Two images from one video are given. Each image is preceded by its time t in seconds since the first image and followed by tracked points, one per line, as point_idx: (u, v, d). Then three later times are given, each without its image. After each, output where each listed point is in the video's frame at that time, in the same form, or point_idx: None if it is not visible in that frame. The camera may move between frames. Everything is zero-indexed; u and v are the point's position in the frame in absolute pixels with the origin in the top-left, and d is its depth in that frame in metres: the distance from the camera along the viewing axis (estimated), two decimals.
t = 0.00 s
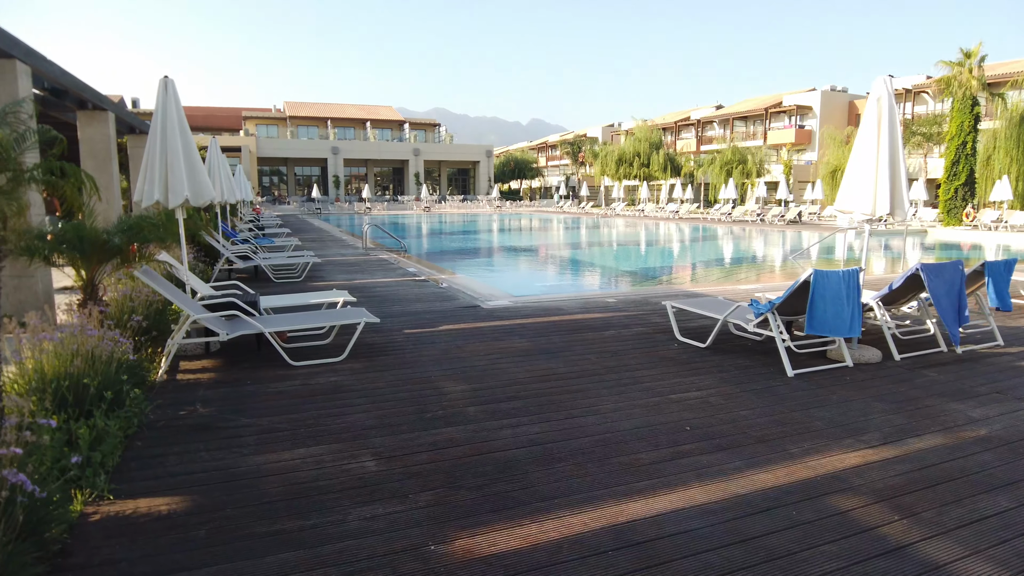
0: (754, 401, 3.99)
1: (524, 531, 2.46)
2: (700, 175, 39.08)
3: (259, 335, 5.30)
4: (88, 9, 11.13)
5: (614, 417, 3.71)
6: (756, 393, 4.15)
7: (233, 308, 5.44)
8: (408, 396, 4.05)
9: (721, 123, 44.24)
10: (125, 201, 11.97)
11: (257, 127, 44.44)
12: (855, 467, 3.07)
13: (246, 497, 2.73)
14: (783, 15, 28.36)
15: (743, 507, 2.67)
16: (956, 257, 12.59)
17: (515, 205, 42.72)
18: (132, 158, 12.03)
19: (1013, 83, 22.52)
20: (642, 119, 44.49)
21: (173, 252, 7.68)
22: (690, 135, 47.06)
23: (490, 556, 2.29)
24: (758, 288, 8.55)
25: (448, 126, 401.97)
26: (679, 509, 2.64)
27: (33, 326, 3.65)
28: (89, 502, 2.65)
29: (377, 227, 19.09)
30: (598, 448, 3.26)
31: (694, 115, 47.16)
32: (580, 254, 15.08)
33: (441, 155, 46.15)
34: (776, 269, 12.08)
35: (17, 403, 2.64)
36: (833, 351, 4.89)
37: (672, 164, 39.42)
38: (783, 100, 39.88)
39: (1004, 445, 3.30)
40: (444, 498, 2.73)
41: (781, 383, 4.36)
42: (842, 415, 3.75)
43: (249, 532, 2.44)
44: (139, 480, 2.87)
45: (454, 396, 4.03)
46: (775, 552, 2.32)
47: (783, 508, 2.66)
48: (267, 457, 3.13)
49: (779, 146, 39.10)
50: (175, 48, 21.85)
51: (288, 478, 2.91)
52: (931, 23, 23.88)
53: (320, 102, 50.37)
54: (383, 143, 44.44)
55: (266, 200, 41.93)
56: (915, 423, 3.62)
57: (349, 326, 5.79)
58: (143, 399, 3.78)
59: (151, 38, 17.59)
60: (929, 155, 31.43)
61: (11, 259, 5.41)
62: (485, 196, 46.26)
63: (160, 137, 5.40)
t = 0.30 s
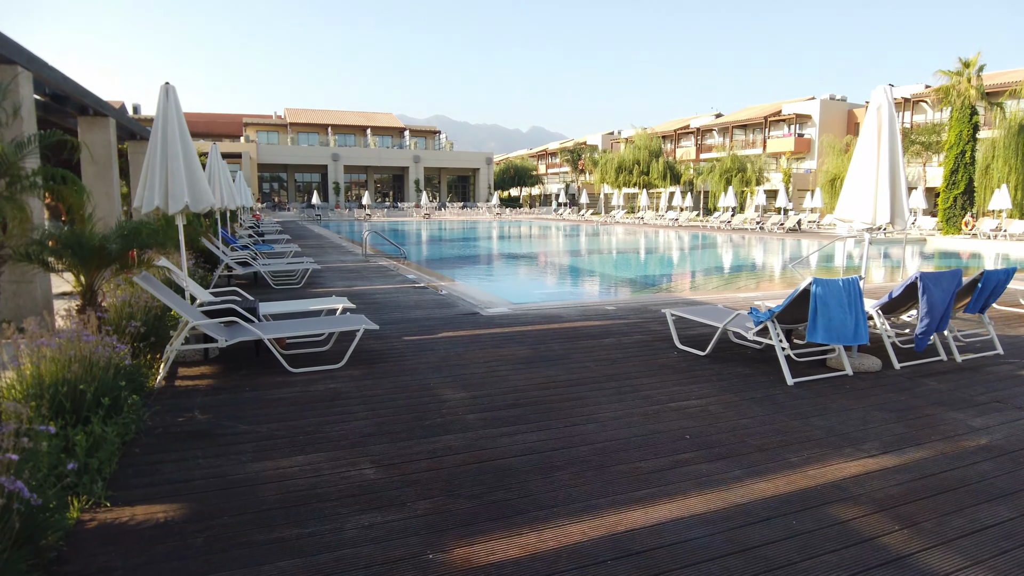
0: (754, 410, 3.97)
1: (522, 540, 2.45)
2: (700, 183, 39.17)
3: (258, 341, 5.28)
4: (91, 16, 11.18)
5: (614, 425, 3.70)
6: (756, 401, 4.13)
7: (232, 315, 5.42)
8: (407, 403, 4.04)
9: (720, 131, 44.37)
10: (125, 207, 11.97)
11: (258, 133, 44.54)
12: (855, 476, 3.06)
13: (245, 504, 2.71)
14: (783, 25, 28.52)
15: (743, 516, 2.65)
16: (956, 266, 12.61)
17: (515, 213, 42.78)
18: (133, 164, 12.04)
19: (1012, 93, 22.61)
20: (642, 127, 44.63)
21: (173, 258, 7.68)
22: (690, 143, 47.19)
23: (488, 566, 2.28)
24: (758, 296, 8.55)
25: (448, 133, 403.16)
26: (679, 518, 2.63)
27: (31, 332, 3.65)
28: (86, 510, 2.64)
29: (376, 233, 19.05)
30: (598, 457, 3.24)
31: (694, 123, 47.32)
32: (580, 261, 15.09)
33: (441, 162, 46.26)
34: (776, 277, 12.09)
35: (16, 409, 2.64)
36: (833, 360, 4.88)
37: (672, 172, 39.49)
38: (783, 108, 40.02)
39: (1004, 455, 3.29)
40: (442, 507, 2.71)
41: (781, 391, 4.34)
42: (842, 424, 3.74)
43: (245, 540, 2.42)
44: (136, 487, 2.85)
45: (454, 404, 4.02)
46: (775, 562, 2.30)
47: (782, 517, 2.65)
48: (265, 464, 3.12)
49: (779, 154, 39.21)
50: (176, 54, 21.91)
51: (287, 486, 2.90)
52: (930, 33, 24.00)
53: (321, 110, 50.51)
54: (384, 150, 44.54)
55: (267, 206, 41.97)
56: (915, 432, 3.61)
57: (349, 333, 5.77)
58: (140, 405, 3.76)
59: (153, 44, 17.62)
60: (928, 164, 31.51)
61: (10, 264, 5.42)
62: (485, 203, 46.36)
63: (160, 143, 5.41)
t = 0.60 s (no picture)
0: (753, 415, 3.96)
1: (522, 547, 2.43)
2: (699, 189, 39.24)
3: (257, 346, 5.27)
4: (92, 21, 11.21)
5: (613, 431, 3.69)
6: (755, 407, 4.12)
7: (230, 319, 5.41)
8: (406, 409, 4.02)
9: (719, 136, 44.49)
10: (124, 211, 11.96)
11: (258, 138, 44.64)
12: (854, 482, 3.05)
13: (243, 510, 2.70)
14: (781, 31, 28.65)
15: (742, 522, 2.64)
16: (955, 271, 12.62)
17: (515, 218, 42.82)
18: (132, 169, 12.04)
19: (1009, 99, 22.70)
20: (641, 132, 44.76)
21: (172, 263, 7.68)
22: (689, 148, 47.31)
23: (488, 572, 2.27)
24: (757, 301, 8.55)
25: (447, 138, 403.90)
26: (678, 524, 2.62)
27: (29, 337, 3.66)
28: (83, 515, 2.62)
29: (375, 238, 19.04)
30: (598, 462, 3.23)
31: (693, 129, 47.43)
32: (579, 267, 15.11)
33: (440, 167, 46.33)
34: (775, 282, 12.09)
35: (14, 414, 2.63)
36: (833, 365, 4.87)
37: (671, 178, 39.59)
38: (781, 114, 40.14)
39: (1005, 461, 3.28)
40: (441, 513, 2.70)
41: (780, 397, 4.33)
42: (842, 429, 3.73)
43: (241, 547, 2.40)
44: (133, 493, 2.83)
45: (452, 409, 4.01)
46: (774, 568, 2.29)
47: (782, 523, 2.64)
48: (263, 470, 3.11)
49: (777, 160, 39.30)
50: (176, 59, 21.94)
51: (284, 492, 2.88)
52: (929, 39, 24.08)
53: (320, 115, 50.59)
54: (384, 155, 44.60)
55: (266, 211, 41.98)
56: (914, 438, 3.61)
57: (347, 338, 5.76)
58: (137, 411, 3.75)
59: (153, 49, 17.65)
60: (926, 170, 31.60)
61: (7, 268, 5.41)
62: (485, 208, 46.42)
63: (159, 149, 5.40)
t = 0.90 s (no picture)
0: (752, 419, 3.96)
1: (520, 552, 2.42)
2: (697, 193, 39.33)
3: (254, 350, 5.26)
4: (90, 24, 11.20)
5: (611, 435, 3.68)
6: (754, 411, 4.12)
7: (228, 323, 5.39)
8: (404, 413, 4.01)
9: (717, 140, 44.61)
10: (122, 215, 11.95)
11: (256, 142, 44.70)
12: (853, 486, 3.04)
13: (240, 515, 2.69)
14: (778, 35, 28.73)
15: (741, 527, 2.64)
16: (953, 275, 12.64)
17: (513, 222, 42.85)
18: (130, 173, 12.02)
19: (1006, 103, 22.77)
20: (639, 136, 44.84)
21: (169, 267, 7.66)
22: (687, 152, 47.41)
23: None
24: (755, 305, 8.56)
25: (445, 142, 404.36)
26: (677, 529, 2.61)
27: (26, 342, 3.64)
28: (79, 521, 2.61)
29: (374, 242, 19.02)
30: (596, 467, 3.22)
31: (691, 133, 47.53)
32: (578, 270, 15.12)
33: (439, 170, 46.37)
34: (773, 286, 12.09)
35: (9, 419, 2.61)
36: (831, 369, 4.87)
37: (669, 181, 39.65)
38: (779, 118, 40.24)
39: (1004, 464, 3.28)
40: (439, 518, 2.69)
41: (778, 401, 4.33)
42: (841, 433, 3.73)
43: (238, 552, 2.39)
44: (130, 498, 2.82)
45: (451, 414, 3.99)
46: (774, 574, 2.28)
47: (781, 528, 2.63)
48: (261, 474, 3.09)
49: (775, 164, 39.40)
50: (174, 63, 21.92)
51: (282, 497, 2.87)
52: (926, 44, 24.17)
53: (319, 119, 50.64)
54: (382, 159, 44.64)
55: (264, 214, 41.98)
56: (914, 441, 3.60)
57: (346, 342, 5.75)
58: (134, 415, 3.74)
59: (152, 53, 17.68)
60: (923, 173, 31.67)
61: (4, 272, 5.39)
62: (483, 212, 46.46)
63: (158, 153, 5.39)
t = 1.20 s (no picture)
0: (749, 424, 3.95)
1: (516, 557, 2.41)
2: (693, 197, 39.42)
3: (250, 354, 5.23)
4: (86, 27, 11.17)
5: (607, 439, 3.67)
6: (750, 415, 4.11)
7: (223, 328, 5.37)
8: (400, 417, 4.00)
9: (713, 144, 44.73)
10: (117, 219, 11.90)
11: (253, 145, 44.65)
12: (850, 491, 3.04)
13: (235, 521, 2.67)
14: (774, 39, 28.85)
15: (738, 532, 2.63)
16: (948, 279, 12.69)
17: (510, 226, 42.85)
18: (126, 177, 11.99)
19: (1001, 108, 22.90)
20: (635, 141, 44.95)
21: (165, 271, 7.64)
22: (683, 156, 47.53)
23: None
24: (751, 309, 8.56)
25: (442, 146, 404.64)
26: (674, 534, 2.60)
27: (19, 347, 3.63)
28: (72, 526, 2.58)
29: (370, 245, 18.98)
30: (592, 472, 3.21)
31: (687, 137, 47.64)
32: (574, 274, 15.12)
33: (435, 174, 46.37)
34: (769, 289, 12.11)
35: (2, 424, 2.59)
36: (827, 373, 4.87)
37: (666, 186, 39.72)
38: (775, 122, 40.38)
39: (1000, 468, 3.28)
40: (435, 523, 2.68)
41: (775, 405, 4.32)
42: (838, 437, 3.73)
43: (233, 558, 2.37)
44: (124, 503, 2.80)
45: (448, 418, 3.98)
46: None
47: (779, 533, 2.62)
48: (256, 480, 3.07)
49: (771, 168, 39.53)
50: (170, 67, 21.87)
51: (277, 502, 2.85)
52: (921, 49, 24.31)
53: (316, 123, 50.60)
54: (379, 163, 44.63)
55: (261, 218, 41.91)
56: (910, 446, 3.60)
57: (342, 346, 5.73)
58: (129, 420, 3.72)
59: (147, 57, 17.65)
60: (918, 178, 31.82)
61: None
62: (480, 216, 46.48)
63: (153, 156, 5.37)
